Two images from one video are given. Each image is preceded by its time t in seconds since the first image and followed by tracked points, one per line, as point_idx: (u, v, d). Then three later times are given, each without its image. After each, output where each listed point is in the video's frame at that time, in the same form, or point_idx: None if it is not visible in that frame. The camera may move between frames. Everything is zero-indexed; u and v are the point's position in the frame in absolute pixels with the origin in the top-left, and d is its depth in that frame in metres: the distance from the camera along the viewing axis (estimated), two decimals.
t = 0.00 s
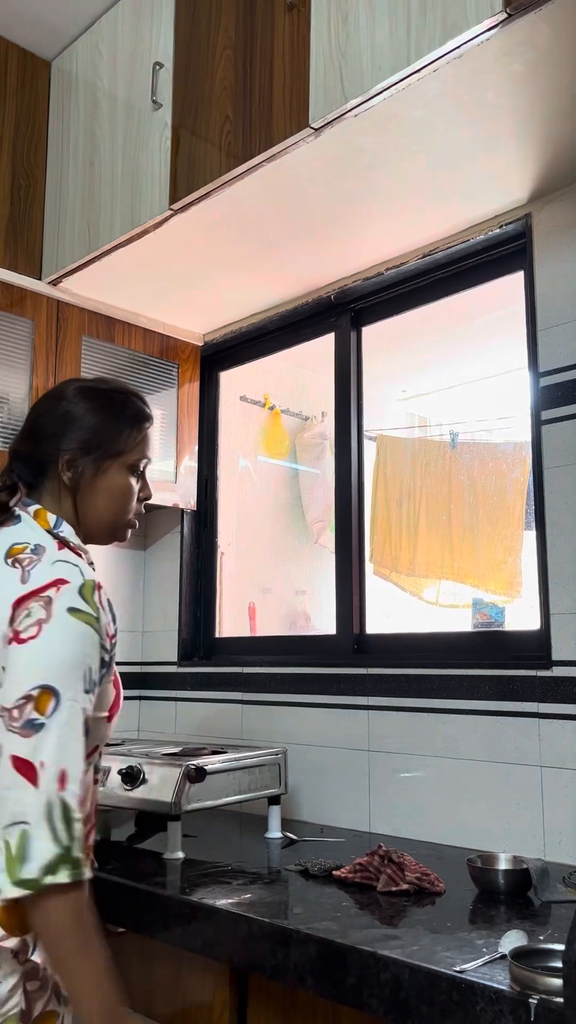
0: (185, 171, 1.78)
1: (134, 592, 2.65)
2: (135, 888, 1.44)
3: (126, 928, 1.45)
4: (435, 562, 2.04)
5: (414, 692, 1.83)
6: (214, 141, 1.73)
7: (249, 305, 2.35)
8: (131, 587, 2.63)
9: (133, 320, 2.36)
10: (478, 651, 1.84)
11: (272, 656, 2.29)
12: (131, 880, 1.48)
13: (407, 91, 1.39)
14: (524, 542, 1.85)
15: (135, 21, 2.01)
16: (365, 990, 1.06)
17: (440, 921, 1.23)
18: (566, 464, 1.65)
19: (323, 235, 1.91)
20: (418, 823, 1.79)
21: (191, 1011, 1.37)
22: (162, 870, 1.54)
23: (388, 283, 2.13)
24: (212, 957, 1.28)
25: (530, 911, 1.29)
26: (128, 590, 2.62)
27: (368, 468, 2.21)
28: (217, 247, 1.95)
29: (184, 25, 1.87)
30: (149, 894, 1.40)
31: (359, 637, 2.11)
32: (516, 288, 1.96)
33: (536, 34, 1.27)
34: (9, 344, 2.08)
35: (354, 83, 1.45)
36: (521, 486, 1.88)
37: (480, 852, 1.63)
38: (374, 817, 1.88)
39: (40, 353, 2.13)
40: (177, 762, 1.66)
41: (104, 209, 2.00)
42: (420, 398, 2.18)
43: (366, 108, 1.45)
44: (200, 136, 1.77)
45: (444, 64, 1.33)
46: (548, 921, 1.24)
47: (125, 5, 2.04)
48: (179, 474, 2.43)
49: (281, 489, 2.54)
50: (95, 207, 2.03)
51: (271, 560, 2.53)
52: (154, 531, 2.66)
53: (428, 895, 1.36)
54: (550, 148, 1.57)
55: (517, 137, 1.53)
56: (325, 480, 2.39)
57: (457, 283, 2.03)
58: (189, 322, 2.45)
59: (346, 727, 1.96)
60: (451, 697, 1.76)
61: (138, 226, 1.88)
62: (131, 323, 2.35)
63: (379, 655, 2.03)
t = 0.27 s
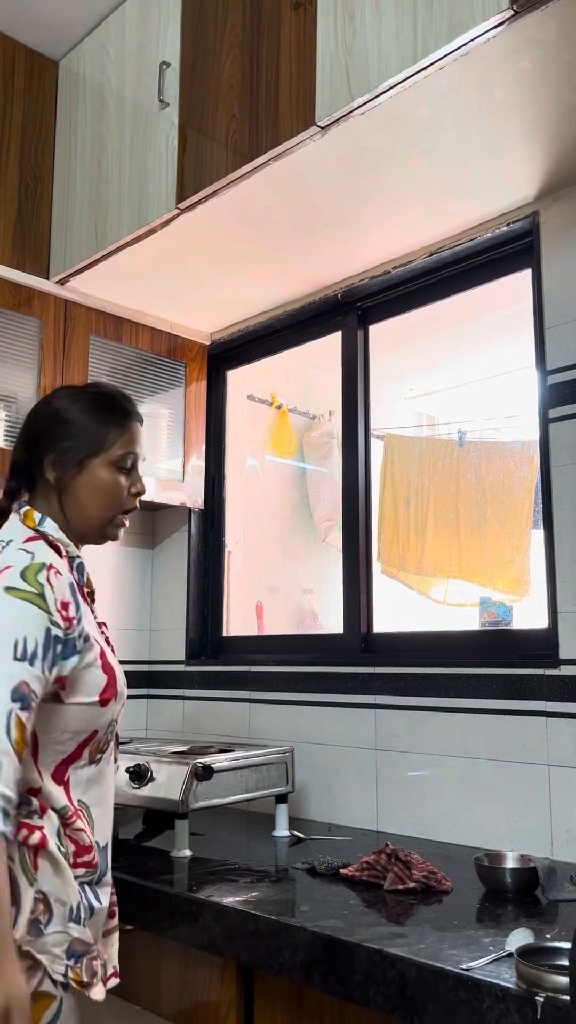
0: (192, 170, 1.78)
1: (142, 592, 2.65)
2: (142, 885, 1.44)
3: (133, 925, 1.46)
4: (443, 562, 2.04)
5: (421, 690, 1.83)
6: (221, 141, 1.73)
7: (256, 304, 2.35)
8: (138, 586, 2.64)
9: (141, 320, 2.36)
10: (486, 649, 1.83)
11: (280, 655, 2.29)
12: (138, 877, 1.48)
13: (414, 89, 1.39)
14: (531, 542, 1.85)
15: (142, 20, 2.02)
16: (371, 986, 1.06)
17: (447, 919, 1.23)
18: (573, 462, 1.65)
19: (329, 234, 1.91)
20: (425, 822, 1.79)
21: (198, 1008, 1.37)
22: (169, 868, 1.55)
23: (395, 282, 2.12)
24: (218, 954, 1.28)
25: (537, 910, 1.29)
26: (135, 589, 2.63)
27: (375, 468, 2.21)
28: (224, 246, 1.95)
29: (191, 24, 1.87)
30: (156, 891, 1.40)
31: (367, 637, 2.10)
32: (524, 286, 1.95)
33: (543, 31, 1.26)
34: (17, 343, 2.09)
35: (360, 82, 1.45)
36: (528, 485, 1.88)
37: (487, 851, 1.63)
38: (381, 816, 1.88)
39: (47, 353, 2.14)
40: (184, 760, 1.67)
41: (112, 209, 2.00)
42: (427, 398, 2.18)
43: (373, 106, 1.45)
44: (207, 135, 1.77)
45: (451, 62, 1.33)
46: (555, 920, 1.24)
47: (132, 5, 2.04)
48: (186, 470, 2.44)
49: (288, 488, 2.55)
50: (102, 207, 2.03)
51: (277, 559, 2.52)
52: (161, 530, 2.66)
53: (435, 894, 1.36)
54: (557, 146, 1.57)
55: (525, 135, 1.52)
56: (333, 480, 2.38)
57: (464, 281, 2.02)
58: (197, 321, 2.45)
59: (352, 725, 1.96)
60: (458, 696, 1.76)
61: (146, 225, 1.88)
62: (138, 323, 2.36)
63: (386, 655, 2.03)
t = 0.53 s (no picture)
0: (206, 169, 1.79)
1: (156, 590, 2.66)
2: (157, 883, 1.45)
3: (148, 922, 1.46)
4: (457, 560, 2.04)
5: (435, 689, 1.83)
6: (234, 140, 1.73)
7: (269, 303, 2.35)
8: (152, 585, 2.64)
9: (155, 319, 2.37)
10: (500, 648, 1.83)
11: (293, 653, 2.29)
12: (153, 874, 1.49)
13: (428, 87, 1.39)
14: (546, 540, 1.85)
15: (156, 20, 2.02)
16: (387, 984, 1.06)
17: (462, 917, 1.23)
18: None
19: (342, 231, 1.91)
20: (439, 820, 1.79)
21: (213, 1004, 1.38)
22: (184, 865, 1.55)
23: (409, 280, 2.12)
24: (233, 951, 1.29)
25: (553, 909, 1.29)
26: (149, 587, 2.63)
27: (388, 468, 2.20)
28: (237, 244, 1.96)
29: (204, 23, 1.87)
30: (171, 888, 1.41)
31: (380, 634, 2.09)
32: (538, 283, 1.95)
33: (557, 26, 1.26)
34: (32, 343, 2.11)
35: (373, 80, 1.45)
36: (543, 483, 1.87)
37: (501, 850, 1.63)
38: (395, 815, 1.88)
39: (61, 353, 2.15)
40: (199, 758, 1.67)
41: (125, 208, 2.01)
42: (439, 397, 2.20)
43: (386, 103, 1.45)
44: (220, 135, 1.78)
45: (464, 59, 1.33)
46: (571, 918, 1.23)
47: (145, 5, 2.05)
48: (199, 469, 2.44)
49: (301, 487, 2.56)
50: (116, 206, 2.04)
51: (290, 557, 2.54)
52: (175, 529, 2.67)
53: (449, 892, 1.36)
54: (571, 142, 1.56)
55: (539, 131, 1.52)
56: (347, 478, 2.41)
57: (478, 278, 2.01)
58: (210, 320, 2.46)
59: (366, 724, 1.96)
60: (472, 694, 1.76)
61: (159, 224, 1.89)
62: (152, 322, 2.36)
63: (400, 653, 2.03)
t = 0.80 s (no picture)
0: (224, 170, 1.79)
1: (174, 591, 2.67)
2: (176, 883, 1.45)
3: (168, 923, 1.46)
4: (476, 560, 2.04)
5: (453, 690, 1.82)
6: (252, 141, 1.73)
7: (286, 303, 2.35)
8: (170, 585, 2.65)
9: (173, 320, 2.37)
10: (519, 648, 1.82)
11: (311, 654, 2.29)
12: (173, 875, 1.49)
13: (447, 86, 1.39)
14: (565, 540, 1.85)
15: (173, 21, 2.02)
16: (408, 985, 1.06)
17: (483, 919, 1.22)
18: None
19: (359, 231, 1.90)
20: (459, 821, 1.78)
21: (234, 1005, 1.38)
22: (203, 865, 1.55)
23: (427, 279, 2.11)
24: (253, 952, 1.29)
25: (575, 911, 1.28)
26: (167, 587, 2.64)
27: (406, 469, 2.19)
28: (254, 245, 1.96)
29: (221, 23, 1.88)
30: (190, 888, 1.41)
31: (399, 635, 2.08)
32: (558, 282, 1.94)
33: None
34: (50, 344, 2.12)
35: (392, 79, 1.45)
36: (563, 483, 1.87)
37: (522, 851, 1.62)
38: (413, 815, 1.87)
39: (80, 354, 2.16)
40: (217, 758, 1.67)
41: (143, 210, 2.02)
42: (457, 396, 2.20)
43: (404, 102, 1.44)
44: (238, 136, 1.78)
45: (484, 58, 1.33)
46: None
47: (162, 7, 2.05)
48: (217, 469, 2.45)
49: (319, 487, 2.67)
50: (134, 208, 2.05)
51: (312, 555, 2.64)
52: (192, 530, 2.67)
53: (470, 894, 1.35)
54: None
55: (558, 130, 1.51)
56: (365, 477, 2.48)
57: (496, 277, 2.00)
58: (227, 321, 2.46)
59: (384, 724, 1.96)
60: (491, 695, 1.75)
61: (177, 225, 1.89)
62: (170, 323, 2.36)
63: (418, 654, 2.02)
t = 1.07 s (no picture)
0: (245, 172, 1.79)
1: (194, 592, 2.67)
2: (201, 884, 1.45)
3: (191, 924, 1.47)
4: (498, 563, 2.02)
5: (477, 693, 1.81)
6: (273, 143, 1.73)
7: (307, 305, 2.34)
8: (190, 586, 2.65)
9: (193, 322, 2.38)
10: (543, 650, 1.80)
11: (332, 656, 2.29)
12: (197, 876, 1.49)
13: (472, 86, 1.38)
14: None
15: (194, 24, 2.02)
16: (436, 989, 1.05)
17: (510, 924, 1.21)
18: None
19: (380, 232, 1.90)
20: (483, 824, 1.77)
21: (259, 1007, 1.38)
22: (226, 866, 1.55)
23: (448, 280, 2.10)
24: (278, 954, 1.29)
25: None
26: (187, 588, 2.64)
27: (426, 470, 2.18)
28: (275, 247, 1.96)
29: (243, 25, 1.87)
30: (215, 890, 1.41)
31: (421, 637, 2.08)
32: None
33: None
34: (72, 346, 2.14)
35: (415, 78, 1.44)
36: None
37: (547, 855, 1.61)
38: (436, 818, 1.86)
39: (101, 356, 2.17)
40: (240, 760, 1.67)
41: (165, 212, 2.02)
42: (477, 395, 2.18)
43: (427, 102, 1.44)
44: (259, 138, 1.78)
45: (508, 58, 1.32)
46: None
47: (183, 9, 2.05)
48: (237, 472, 2.44)
49: (340, 488, 2.61)
50: (156, 210, 2.05)
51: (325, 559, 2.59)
52: (212, 531, 2.68)
53: (497, 898, 1.34)
54: None
55: None
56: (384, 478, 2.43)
57: (518, 277, 1.99)
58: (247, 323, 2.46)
59: (407, 726, 1.95)
60: (516, 697, 1.73)
61: (199, 228, 1.89)
62: (190, 326, 2.37)
63: (441, 656, 2.01)
